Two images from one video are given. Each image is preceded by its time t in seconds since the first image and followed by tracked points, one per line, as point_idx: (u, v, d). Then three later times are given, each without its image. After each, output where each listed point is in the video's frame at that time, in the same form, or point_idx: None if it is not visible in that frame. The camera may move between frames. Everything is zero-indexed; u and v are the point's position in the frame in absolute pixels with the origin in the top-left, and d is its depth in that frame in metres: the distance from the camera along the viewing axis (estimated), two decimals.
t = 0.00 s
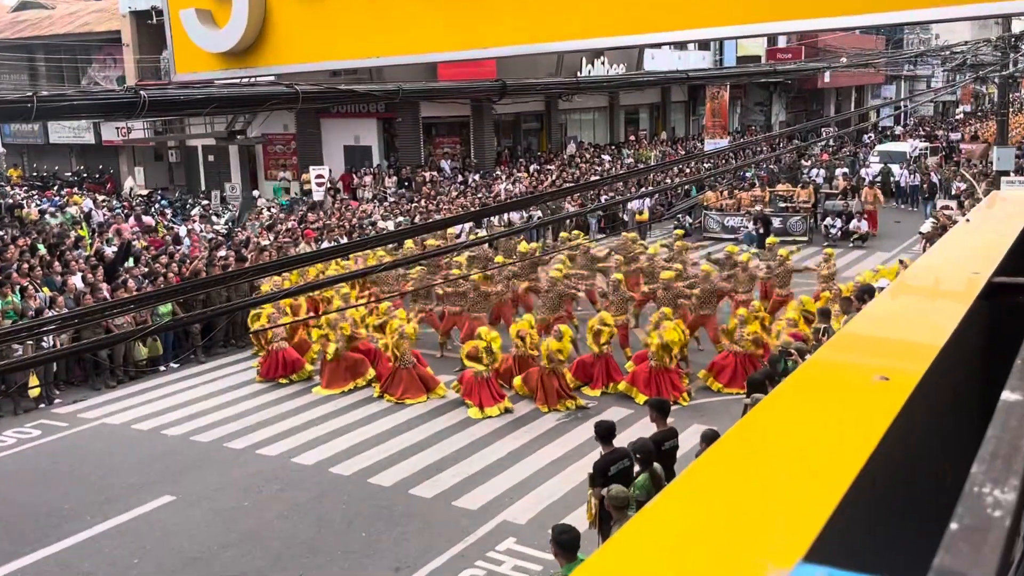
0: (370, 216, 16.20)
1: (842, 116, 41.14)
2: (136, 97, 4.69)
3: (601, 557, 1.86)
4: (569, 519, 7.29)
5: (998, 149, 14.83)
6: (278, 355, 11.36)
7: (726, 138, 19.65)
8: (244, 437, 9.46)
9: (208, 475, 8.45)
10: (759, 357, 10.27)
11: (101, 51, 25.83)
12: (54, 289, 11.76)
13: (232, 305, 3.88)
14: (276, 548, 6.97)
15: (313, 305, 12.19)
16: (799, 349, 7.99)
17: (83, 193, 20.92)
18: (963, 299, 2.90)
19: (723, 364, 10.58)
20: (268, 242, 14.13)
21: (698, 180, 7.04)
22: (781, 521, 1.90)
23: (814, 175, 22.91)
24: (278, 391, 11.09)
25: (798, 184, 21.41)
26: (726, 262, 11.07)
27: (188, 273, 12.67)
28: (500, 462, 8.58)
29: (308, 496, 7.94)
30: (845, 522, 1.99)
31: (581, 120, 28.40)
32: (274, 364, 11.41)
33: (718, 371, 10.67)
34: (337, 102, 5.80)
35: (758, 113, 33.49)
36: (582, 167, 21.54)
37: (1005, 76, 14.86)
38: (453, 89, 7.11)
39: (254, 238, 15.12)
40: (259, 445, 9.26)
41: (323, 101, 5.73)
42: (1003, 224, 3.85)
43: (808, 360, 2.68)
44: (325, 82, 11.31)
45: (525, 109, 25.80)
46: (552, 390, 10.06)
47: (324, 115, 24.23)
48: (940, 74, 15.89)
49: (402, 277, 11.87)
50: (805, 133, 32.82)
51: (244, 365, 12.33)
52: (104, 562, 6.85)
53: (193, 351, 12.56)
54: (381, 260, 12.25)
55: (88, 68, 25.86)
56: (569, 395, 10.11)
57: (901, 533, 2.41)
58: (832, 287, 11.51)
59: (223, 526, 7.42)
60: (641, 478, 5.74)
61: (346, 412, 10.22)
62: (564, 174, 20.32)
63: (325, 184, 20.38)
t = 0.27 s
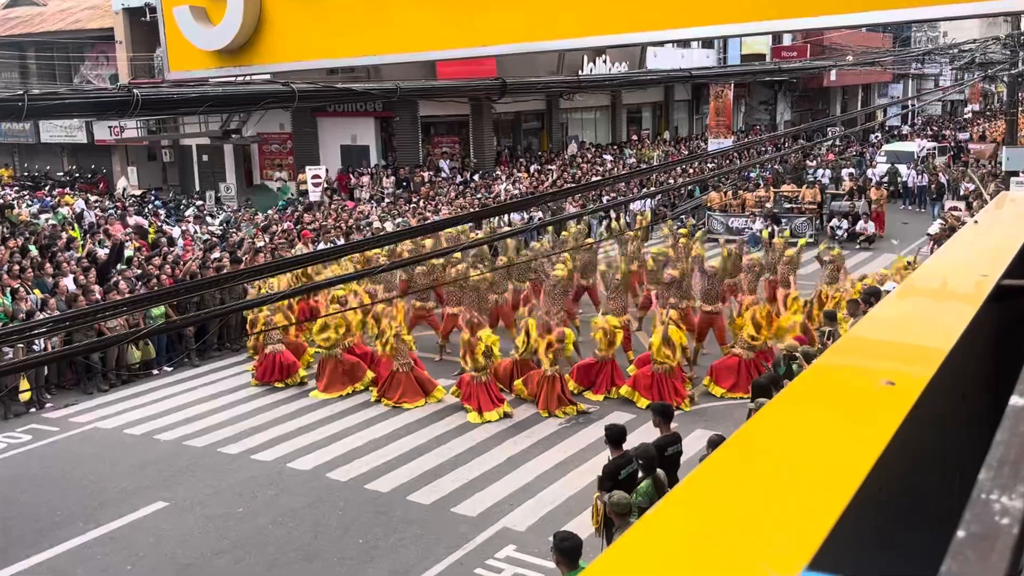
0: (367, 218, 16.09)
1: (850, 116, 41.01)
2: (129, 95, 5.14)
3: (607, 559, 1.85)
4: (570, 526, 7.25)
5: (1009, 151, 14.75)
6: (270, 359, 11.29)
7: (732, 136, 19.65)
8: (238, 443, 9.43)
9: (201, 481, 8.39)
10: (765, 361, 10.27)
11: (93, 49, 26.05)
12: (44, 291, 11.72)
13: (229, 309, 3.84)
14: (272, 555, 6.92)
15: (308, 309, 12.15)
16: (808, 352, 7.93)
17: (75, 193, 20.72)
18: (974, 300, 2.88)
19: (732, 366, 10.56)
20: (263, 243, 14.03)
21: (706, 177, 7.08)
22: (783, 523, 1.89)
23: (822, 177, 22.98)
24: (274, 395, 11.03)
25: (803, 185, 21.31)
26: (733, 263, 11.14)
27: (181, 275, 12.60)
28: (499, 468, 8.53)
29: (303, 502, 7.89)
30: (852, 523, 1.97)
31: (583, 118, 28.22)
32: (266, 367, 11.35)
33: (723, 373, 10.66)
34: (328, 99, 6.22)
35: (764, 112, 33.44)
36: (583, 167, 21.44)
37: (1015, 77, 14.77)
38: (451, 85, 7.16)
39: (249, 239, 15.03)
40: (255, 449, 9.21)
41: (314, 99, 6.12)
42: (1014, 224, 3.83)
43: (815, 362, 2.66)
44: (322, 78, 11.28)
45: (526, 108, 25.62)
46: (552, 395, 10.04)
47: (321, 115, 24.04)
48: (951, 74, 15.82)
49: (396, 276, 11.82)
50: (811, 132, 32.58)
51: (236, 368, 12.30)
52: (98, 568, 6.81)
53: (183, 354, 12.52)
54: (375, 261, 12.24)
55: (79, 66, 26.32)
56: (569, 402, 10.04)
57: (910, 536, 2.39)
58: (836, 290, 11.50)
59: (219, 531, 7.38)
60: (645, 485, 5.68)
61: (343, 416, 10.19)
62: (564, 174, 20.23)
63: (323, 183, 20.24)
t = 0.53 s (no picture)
0: (358, 216, 15.94)
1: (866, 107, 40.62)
2: (110, 88, 5.25)
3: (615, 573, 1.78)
4: (573, 542, 7.12)
5: None
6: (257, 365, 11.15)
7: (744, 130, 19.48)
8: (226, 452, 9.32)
9: (186, 494, 8.28)
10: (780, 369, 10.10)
11: (70, 37, 26.08)
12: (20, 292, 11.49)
13: (211, 314, 3.77)
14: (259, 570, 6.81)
15: (296, 314, 12.04)
16: (824, 358, 7.78)
17: (50, 190, 20.49)
18: (999, 305, 2.81)
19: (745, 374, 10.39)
20: (249, 242, 13.87)
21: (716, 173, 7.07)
22: (801, 534, 1.85)
23: (837, 172, 22.71)
24: (261, 403, 10.90)
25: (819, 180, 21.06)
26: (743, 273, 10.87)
27: (162, 277, 12.42)
28: (500, 480, 8.41)
29: (293, 516, 7.79)
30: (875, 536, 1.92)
31: (588, 111, 28.12)
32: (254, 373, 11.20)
33: (734, 381, 10.51)
34: (315, 91, 6.57)
35: (778, 105, 33.18)
36: (589, 162, 21.31)
37: None
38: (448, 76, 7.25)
39: (234, 240, 14.86)
40: (241, 460, 9.09)
41: (300, 91, 6.51)
42: None
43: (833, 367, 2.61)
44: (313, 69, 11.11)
45: (527, 100, 25.40)
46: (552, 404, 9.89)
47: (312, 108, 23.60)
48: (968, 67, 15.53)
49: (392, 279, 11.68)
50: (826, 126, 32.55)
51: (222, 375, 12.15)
52: None
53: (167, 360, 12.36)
54: (366, 262, 12.11)
55: (56, 55, 26.24)
56: (571, 410, 9.89)
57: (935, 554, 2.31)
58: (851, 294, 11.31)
59: (207, 546, 7.27)
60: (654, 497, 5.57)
61: (332, 426, 10.05)
62: (566, 170, 20.03)
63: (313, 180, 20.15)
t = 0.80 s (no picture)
0: (353, 214, 15.84)
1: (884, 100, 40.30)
2: (93, 81, 4.90)
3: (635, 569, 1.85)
4: (577, 553, 7.04)
5: None
6: (247, 373, 11.02)
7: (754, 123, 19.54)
8: (218, 459, 9.24)
9: (174, 503, 8.22)
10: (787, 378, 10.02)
11: (53, 28, 26.72)
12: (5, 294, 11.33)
13: (199, 316, 3.70)
14: None
15: (289, 314, 11.91)
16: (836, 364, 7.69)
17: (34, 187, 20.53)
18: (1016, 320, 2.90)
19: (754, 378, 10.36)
20: (237, 242, 13.79)
21: (725, 169, 6.98)
22: (818, 535, 1.93)
23: (852, 168, 22.49)
24: (253, 409, 10.81)
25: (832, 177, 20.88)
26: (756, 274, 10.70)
27: (149, 278, 12.31)
28: (500, 489, 8.33)
29: (285, 525, 7.73)
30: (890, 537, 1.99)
31: (592, 105, 28.03)
32: (243, 381, 11.05)
33: (745, 388, 10.45)
34: (309, 84, 6.23)
35: (790, 98, 33.05)
36: (592, 158, 21.21)
37: None
38: (446, 70, 7.19)
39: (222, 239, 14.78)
40: (231, 468, 9.01)
41: (293, 84, 6.15)
42: None
43: (848, 371, 2.68)
44: (308, 61, 10.97)
45: (528, 94, 25.29)
46: (556, 411, 9.81)
47: (304, 101, 23.84)
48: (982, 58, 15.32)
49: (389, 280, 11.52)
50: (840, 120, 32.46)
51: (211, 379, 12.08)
52: None
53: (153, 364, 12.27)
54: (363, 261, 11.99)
55: (39, 48, 26.63)
56: (576, 416, 9.82)
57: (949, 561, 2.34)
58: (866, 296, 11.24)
59: (198, 555, 7.22)
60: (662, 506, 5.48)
61: (329, 431, 9.99)
62: (569, 167, 19.89)
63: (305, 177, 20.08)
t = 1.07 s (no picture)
0: (349, 212, 15.76)
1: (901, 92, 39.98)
2: (79, 74, 4.83)
3: None
4: (582, 564, 6.96)
5: None
6: (241, 378, 10.94)
7: (765, 117, 20.34)
8: (207, 467, 9.17)
9: (165, 511, 8.15)
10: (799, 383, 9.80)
11: (39, 20, 26.58)
12: None
13: (191, 318, 3.64)
14: None
15: (282, 317, 11.86)
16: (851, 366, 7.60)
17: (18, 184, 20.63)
18: None
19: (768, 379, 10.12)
20: (227, 242, 13.74)
21: (734, 166, 6.89)
22: (839, 538, 1.89)
23: (867, 164, 22.29)
24: (245, 414, 10.74)
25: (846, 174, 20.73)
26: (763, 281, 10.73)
27: (138, 278, 12.23)
28: (502, 497, 8.26)
29: (278, 534, 7.67)
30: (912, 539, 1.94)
31: (597, 99, 27.93)
32: (238, 388, 10.97)
33: (757, 391, 10.22)
34: (305, 78, 6.15)
35: (802, 91, 32.87)
36: (596, 154, 21.12)
37: None
38: (445, 63, 7.09)
39: (213, 238, 14.69)
40: (220, 476, 8.94)
41: (288, 78, 6.09)
42: None
43: (864, 374, 2.65)
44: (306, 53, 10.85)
45: (530, 87, 25.23)
46: (557, 418, 9.70)
47: (299, 96, 23.81)
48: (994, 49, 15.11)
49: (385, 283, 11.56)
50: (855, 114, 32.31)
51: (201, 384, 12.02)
52: None
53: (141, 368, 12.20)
54: (359, 263, 11.94)
55: (24, 41, 26.65)
56: (580, 422, 9.73)
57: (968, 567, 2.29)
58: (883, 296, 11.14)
59: (189, 565, 7.17)
60: (667, 515, 5.39)
61: (324, 438, 9.93)
62: (572, 163, 19.78)
63: (300, 173, 20.04)
